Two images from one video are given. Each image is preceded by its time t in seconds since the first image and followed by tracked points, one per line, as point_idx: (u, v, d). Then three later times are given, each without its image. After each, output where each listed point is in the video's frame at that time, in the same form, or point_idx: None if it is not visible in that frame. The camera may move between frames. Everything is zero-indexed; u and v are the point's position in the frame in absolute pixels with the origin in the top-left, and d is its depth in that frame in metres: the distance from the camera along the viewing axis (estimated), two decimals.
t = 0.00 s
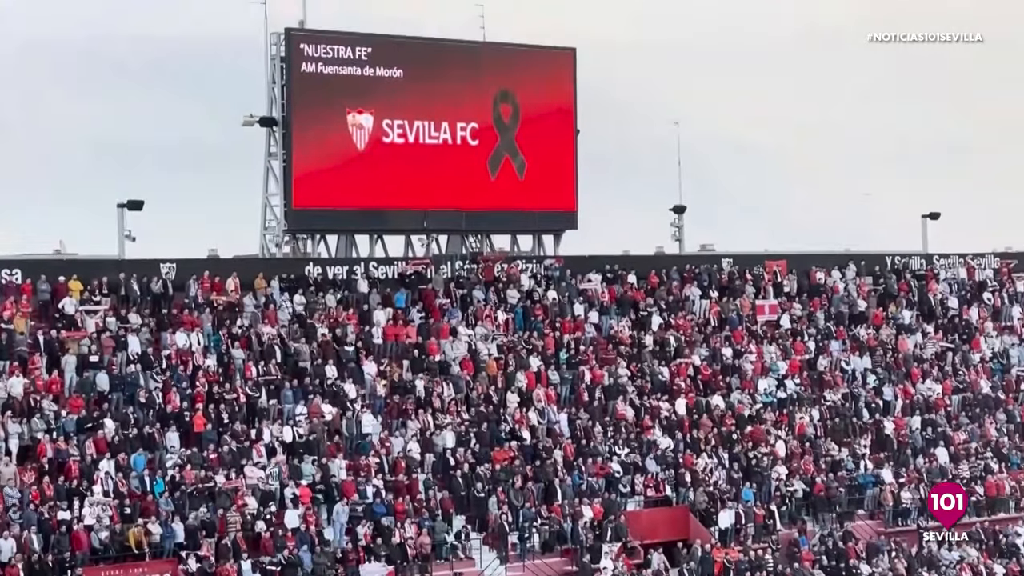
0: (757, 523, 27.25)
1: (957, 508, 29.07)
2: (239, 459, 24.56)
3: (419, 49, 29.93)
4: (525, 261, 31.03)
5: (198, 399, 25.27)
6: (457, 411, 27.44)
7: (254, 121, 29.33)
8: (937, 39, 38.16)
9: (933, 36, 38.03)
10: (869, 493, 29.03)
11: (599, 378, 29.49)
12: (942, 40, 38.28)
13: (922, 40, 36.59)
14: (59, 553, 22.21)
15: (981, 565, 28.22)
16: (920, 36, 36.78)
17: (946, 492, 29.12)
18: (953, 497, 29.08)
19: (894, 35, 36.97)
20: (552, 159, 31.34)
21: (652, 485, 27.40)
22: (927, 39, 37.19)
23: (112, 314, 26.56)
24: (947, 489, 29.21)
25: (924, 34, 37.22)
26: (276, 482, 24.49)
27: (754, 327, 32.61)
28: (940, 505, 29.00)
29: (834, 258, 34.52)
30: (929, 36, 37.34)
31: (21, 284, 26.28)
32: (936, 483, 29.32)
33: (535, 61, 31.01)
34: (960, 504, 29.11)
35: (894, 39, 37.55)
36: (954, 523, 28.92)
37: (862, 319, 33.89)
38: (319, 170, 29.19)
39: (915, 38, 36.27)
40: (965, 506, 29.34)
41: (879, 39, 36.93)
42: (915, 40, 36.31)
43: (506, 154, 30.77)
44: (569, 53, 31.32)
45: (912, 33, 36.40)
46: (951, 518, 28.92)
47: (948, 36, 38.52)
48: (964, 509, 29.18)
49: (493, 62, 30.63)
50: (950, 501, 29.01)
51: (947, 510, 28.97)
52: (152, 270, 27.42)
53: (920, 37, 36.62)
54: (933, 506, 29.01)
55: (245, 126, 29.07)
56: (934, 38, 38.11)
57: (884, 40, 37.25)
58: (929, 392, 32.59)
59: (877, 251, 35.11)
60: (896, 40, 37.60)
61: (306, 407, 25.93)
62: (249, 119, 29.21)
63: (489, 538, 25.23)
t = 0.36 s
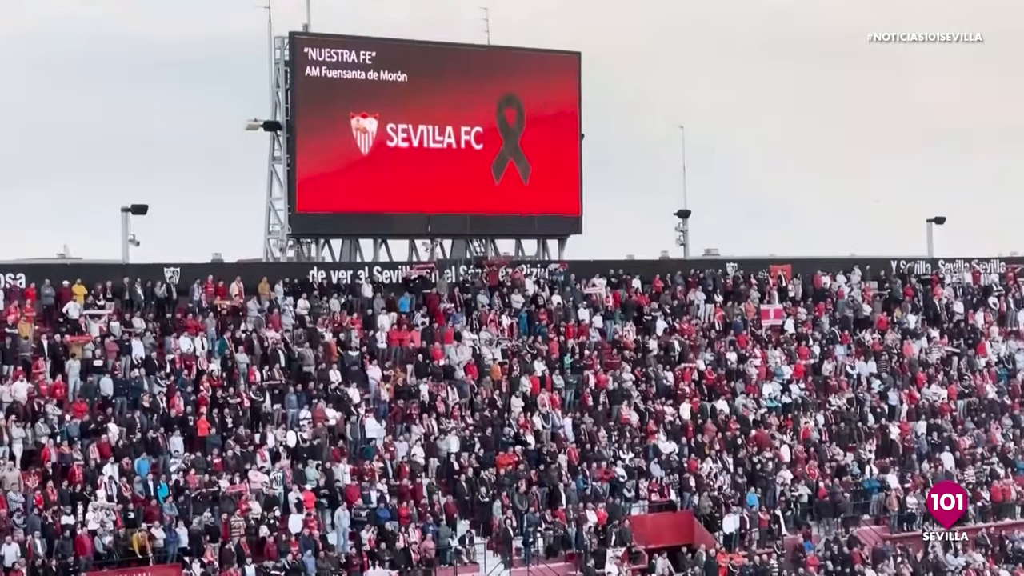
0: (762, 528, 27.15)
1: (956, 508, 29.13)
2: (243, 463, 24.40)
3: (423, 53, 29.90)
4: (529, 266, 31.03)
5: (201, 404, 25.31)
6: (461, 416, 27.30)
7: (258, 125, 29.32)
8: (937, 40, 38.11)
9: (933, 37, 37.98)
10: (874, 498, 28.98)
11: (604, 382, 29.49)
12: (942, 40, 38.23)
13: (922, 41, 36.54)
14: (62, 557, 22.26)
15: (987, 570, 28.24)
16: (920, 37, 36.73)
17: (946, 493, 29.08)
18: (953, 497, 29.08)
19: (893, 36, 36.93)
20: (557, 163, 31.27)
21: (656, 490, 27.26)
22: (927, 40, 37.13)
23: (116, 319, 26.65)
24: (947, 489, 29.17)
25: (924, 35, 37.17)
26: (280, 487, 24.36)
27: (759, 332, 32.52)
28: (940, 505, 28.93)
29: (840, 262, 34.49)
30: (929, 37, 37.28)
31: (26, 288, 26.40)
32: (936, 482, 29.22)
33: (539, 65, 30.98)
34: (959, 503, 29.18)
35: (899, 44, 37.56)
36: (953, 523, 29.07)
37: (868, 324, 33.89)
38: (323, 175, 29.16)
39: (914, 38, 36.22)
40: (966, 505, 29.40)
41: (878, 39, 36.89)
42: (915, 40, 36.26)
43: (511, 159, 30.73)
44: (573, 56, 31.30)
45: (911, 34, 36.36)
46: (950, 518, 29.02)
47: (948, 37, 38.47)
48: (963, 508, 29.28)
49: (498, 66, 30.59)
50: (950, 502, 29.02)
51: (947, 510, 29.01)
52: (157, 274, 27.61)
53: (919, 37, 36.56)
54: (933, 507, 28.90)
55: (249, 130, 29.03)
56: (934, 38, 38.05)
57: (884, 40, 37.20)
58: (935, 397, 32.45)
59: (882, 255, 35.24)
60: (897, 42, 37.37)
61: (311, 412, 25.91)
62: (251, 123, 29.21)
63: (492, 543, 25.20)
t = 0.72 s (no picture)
0: (768, 535, 27.10)
1: (957, 508, 29.01)
2: (248, 470, 24.54)
3: (429, 60, 29.92)
4: (534, 273, 30.97)
5: (207, 411, 25.26)
6: (466, 423, 27.44)
7: (264, 131, 29.35)
8: (937, 40, 38.04)
9: (933, 38, 37.93)
10: (880, 505, 28.92)
11: (609, 389, 29.31)
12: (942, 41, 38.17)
13: (922, 41, 36.44)
14: (67, 564, 22.16)
15: None
16: (920, 37, 36.67)
17: (945, 493, 29.05)
18: (953, 497, 29.02)
19: (893, 35, 36.86)
20: (562, 170, 31.30)
21: (661, 497, 27.26)
22: (927, 40, 37.06)
23: (122, 326, 26.55)
24: (947, 489, 29.16)
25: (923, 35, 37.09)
26: (285, 493, 24.34)
27: (764, 338, 32.55)
28: (940, 505, 28.89)
29: (845, 269, 34.42)
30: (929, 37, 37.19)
31: (31, 295, 26.38)
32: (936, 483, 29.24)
33: (545, 72, 31.01)
34: (959, 504, 29.06)
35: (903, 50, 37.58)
36: (953, 524, 28.93)
37: (872, 330, 33.89)
38: (328, 182, 29.17)
39: (914, 38, 36.15)
40: (966, 506, 29.26)
41: (878, 40, 36.84)
42: (915, 40, 36.19)
43: (516, 166, 30.75)
44: (578, 63, 31.30)
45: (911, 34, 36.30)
46: (950, 518, 28.89)
47: (948, 37, 38.40)
48: (964, 509, 29.14)
49: (503, 73, 30.61)
50: (950, 501, 28.94)
51: (947, 510, 28.89)
52: (162, 281, 27.58)
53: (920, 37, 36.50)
54: (932, 507, 28.87)
55: (254, 137, 29.06)
56: (935, 39, 37.97)
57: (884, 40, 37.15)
58: (940, 404, 32.40)
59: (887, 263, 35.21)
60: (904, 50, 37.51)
61: (316, 419, 25.90)
62: (256, 130, 29.36)
63: (497, 550, 25.05)
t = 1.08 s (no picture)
0: (773, 541, 26.98)
1: (957, 508, 29.06)
2: (254, 477, 24.41)
3: (434, 66, 29.93)
4: (540, 279, 31.05)
5: (212, 417, 25.35)
6: (471, 430, 27.28)
7: (270, 138, 29.39)
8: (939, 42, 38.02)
9: (934, 39, 37.89)
10: (885, 512, 28.87)
11: (614, 396, 29.38)
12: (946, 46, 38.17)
13: (922, 41, 36.38)
14: (73, 571, 22.18)
15: None
16: (920, 38, 36.64)
17: (946, 493, 29.14)
18: (953, 497, 29.10)
19: (893, 36, 36.82)
20: (568, 176, 31.27)
21: (666, 503, 27.25)
22: (928, 41, 36.98)
23: (127, 332, 26.67)
24: (947, 489, 29.22)
25: (924, 35, 37.06)
26: (290, 500, 24.35)
27: (770, 345, 32.44)
28: (940, 505, 29.01)
29: (852, 276, 34.58)
30: (929, 38, 37.13)
31: (36, 302, 26.47)
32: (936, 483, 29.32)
33: (551, 78, 31.00)
34: (960, 503, 29.09)
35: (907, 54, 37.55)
36: (953, 524, 29.04)
37: (879, 337, 33.82)
38: (334, 188, 29.21)
39: (914, 38, 36.11)
40: (966, 506, 29.31)
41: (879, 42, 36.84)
42: (915, 40, 36.15)
43: (522, 172, 30.76)
44: (585, 69, 31.29)
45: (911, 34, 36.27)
46: (950, 518, 29.01)
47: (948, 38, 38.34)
48: (964, 509, 29.17)
49: (511, 79, 30.62)
50: (950, 501, 29.02)
51: (947, 510, 29.00)
52: (168, 287, 27.68)
53: (919, 37, 36.46)
54: (932, 507, 29.03)
55: (260, 144, 29.11)
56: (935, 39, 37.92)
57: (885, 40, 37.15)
58: (946, 411, 32.32)
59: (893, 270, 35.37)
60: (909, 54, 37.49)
61: (322, 425, 25.97)
62: (262, 137, 29.39)
63: (503, 557, 25.09)
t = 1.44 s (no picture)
0: (779, 545, 27.05)
1: (957, 508, 29.13)
2: (259, 480, 24.42)
3: (439, 69, 29.94)
4: (544, 282, 30.99)
5: (218, 419, 25.41)
6: (477, 433, 27.43)
7: (275, 141, 29.45)
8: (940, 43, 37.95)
9: (934, 38, 37.83)
10: (891, 515, 28.81)
11: (620, 399, 29.34)
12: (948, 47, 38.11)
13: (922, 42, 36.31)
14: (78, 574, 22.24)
15: None
16: (921, 37, 36.57)
17: (946, 493, 29.31)
18: (953, 497, 29.24)
19: (893, 36, 36.76)
20: (573, 180, 31.28)
21: (672, 506, 27.29)
22: (928, 41, 36.93)
23: (132, 335, 26.70)
24: (947, 489, 29.38)
25: (924, 36, 37.02)
26: (295, 503, 24.39)
27: (774, 348, 32.48)
28: (939, 505, 29.17)
29: (856, 279, 34.36)
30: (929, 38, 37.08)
31: (41, 305, 26.46)
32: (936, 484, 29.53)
33: (556, 81, 31.02)
34: (959, 504, 29.18)
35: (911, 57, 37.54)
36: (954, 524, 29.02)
37: (884, 340, 33.86)
38: (339, 191, 29.22)
39: (914, 38, 36.05)
40: (966, 507, 29.37)
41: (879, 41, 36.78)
42: (915, 40, 36.12)
43: (527, 175, 30.76)
44: (590, 73, 31.31)
45: (911, 34, 36.20)
46: (950, 518, 29.02)
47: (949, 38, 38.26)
48: (965, 510, 29.23)
49: (516, 82, 30.63)
50: (950, 501, 29.14)
51: (947, 509, 29.07)
52: (173, 291, 27.63)
53: (919, 37, 36.40)
54: (932, 507, 29.21)
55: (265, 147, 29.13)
56: (935, 38, 37.85)
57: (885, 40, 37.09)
58: (952, 414, 32.33)
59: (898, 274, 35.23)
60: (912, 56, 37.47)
61: (327, 429, 25.94)
62: (267, 139, 29.30)
63: (508, 560, 25.14)
